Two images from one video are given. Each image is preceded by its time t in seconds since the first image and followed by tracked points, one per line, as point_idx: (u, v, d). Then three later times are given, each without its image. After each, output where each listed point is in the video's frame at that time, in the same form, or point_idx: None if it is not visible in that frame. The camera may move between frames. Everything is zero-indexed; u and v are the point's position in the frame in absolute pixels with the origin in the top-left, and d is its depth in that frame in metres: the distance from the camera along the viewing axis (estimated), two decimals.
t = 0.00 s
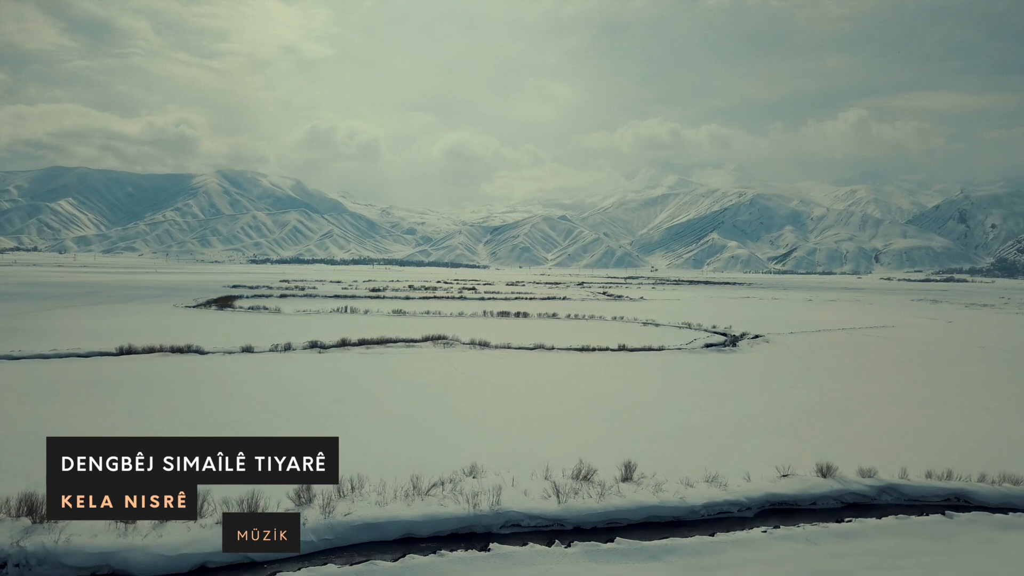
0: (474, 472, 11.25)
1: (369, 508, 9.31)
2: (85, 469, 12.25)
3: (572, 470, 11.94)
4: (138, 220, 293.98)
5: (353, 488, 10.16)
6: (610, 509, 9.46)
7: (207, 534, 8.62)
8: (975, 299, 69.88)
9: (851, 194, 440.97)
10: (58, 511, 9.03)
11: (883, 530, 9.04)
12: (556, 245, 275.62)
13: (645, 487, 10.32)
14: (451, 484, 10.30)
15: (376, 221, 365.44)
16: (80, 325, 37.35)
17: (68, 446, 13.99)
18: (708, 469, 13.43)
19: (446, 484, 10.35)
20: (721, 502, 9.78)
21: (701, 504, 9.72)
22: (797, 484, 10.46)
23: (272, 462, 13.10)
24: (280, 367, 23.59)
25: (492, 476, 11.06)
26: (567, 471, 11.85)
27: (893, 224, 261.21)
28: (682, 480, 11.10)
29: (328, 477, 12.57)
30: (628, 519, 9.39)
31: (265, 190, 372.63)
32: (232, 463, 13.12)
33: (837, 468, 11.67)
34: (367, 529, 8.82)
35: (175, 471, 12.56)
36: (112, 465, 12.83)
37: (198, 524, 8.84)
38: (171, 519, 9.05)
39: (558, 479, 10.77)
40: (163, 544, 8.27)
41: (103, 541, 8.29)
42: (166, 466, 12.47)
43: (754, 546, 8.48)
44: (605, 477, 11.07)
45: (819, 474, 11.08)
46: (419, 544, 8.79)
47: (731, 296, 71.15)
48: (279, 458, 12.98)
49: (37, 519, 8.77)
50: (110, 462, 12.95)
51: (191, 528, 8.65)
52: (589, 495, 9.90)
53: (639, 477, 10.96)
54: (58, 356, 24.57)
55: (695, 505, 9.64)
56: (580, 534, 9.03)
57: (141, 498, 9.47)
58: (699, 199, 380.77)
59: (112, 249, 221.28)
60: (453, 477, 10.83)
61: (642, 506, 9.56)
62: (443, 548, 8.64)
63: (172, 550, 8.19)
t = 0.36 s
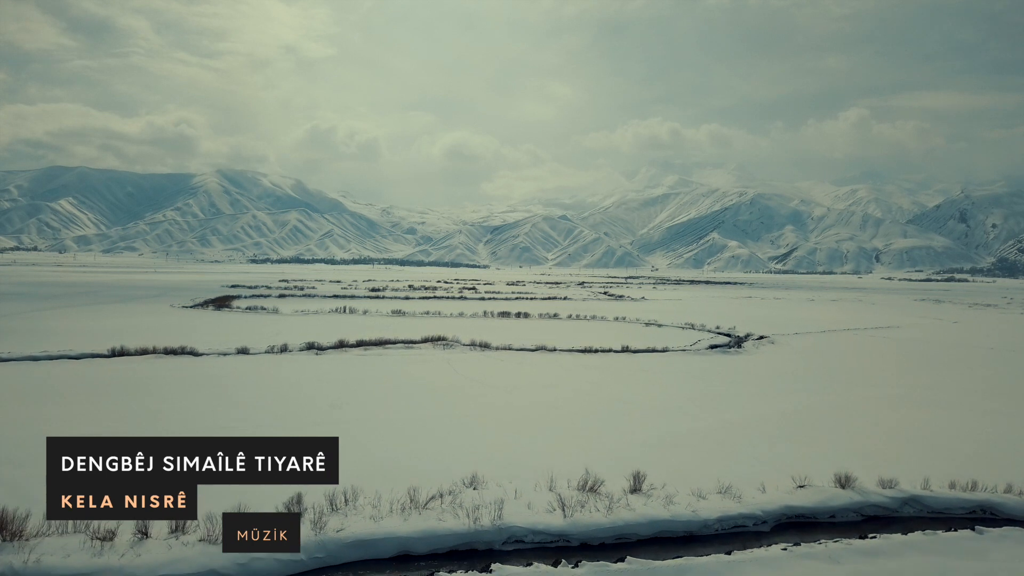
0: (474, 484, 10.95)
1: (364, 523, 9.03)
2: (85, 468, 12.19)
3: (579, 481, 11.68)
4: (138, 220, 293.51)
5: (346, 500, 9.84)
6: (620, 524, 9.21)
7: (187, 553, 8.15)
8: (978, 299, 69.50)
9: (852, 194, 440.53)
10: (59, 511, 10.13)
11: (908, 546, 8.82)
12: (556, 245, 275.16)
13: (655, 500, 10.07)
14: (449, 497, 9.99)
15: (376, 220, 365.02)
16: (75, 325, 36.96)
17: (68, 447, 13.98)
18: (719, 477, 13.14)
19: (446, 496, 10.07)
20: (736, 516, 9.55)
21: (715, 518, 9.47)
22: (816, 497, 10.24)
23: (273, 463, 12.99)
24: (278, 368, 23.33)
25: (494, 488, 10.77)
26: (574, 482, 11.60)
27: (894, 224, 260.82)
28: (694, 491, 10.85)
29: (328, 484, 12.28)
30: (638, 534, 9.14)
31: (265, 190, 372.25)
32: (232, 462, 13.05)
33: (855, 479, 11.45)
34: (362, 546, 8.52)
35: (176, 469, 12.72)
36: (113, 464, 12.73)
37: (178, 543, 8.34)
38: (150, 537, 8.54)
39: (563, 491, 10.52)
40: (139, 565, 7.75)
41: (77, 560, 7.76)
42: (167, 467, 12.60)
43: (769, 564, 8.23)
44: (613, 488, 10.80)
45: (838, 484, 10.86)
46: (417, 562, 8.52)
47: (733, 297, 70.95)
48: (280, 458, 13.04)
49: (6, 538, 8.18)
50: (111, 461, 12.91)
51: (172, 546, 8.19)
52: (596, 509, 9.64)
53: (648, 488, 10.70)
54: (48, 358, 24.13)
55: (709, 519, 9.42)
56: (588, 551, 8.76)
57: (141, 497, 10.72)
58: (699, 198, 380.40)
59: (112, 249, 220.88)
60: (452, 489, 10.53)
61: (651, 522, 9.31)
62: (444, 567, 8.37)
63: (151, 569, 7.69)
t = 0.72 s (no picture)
0: (475, 496, 10.63)
1: (356, 539, 8.72)
2: (86, 469, 12.01)
3: (588, 491, 11.40)
4: (138, 220, 293.36)
5: (337, 515, 9.56)
6: (629, 540, 8.94)
7: (165, 575, 7.78)
8: (980, 299, 69.31)
9: (852, 194, 440.54)
10: (58, 511, 10.50)
11: (934, 565, 8.54)
12: (556, 245, 275.08)
13: (666, 514, 9.79)
14: (447, 512, 9.69)
15: (376, 220, 364.97)
16: (72, 326, 36.66)
17: (68, 446, 13.82)
18: (727, 482, 12.87)
19: (445, 510, 9.78)
20: (753, 532, 9.27)
21: (731, 534, 9.18)
22: (835, 511, 9.98)
23: (273, 464, 12.97)
24: (276, 370, 23.03)
25: (495, 500, 10.46)
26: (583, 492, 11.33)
27: (894, 224, 260.60)
28: (707, 504, 10.60)
29: (329, 492, 12.02)
30: (649, 551, 8.87)
31: (265, 190, 372.15)
32: (232, 462, 12.98)
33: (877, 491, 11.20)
34: (355, 566, 8.21)
35: (176, 470, 12.62)
36: (113, 464, 12.53)
37: (157, 563, 7.98)
38: (127, 557, 8.14)
39: (567, 504, 10.20)
40: None
41: None
42: (167, 467, 12.51)
43: None
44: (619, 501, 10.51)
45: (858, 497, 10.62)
46: None
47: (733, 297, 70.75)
48: (280, 458, 13.07)
49: None
50: (112, 460, 12.74)
51: (149, 568, 7.82)
52: (605, 525, 9.35)
53: (657, 500, 10.43)
54: (38, 359, 23.71)
55: (724, 535, 9.12)
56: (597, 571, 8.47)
57: (141, 496, 10.91)
58: (699, 199, 380.32)
59: (112, 249, 220.74)
60: (451, 502, 10.23)
61: (663, 538, 9.03)
62: None
63: None
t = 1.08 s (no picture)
0: (476, 509, 10.36)
1: (346, 559, 8.42)
2: (85, 470, 11.73)
3: (597, 503, 11.15)
4: (138, 220, 293.14)
5: (329, 530, 9.24)
6: (640, 558, 8.66)
7: None
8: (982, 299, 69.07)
9: (852, 194, 440.24)
10: (58, 511, 10.38)
11: None
12: (556, 245, 274.85)
13: (678, 529, 9.52)
14: (445, 528, 9.41)
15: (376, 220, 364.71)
16: (67, 326, 36.31)
17: (67, 446, 13.62)
18: (735, 486, 12.63)
19: (443, 525, 9.51)
20: (771, 549, 9.03)
21: (747, 551, 8.94)
22: (856, 526, 9.75)
23: (272, 463, 12.86)
24: (274, 372, 22.69)
25: (497, 513, 10.20)
26: (592, 504, 11.07)
27: (895, 224, 260.36)
28: (720, 516, 10.35)
29: (331, 494, 11.84)
30: (662, 570, 8.60)
31: (265, 190, 372.04)
32: (232, 462, 12.82)
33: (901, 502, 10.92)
34: None
35: (176, 470, 12.42)
36: (112, 464, 12.27)
37: None
38: None
39: (573, 517, 9.93)
40: None
41: None
42: (167, 467, 12.33)
43: None
44: (628, 514, 10.25)
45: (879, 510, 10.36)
46: None
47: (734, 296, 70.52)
48: (280, 459, 12.96)
49: None
50: (111, 460, 12.51)
51: None
52: (615, 542, 9.07)
53: (669, 514, 10.17)
54: (27, 362, 23.26)
55: (740, 554, 8.87)
56: None
57: (141, 497, 10.83)
58: (699, 198, 380.02)
59: (111, 249, 220.47)
60: (451, 515, 9.97)
61: (675, 556, 8.78)
62: None
63: None
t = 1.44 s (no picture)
0: (477, 524, 10.01)
1: None
2: (85, 472, 11.52)
3: (604, 515, 10.84)
4: (138, 220, 293.10)
5: (323, 548, 8.94)
6: None
7: None
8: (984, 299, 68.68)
9: (852, 194, 439.76)
10: (58, 511, 10.27)
11: None
12: (556, 245, 274.62)
13: (692, 546, 9.23)
14: (447, 546, 9.08)
15: (376, 220, 364.46)
16: (65, 326, 36.15)
17: (66, 446, 13.48)
18: (742, 490, 12.44)
19: (441, 543, 9.19)
20: (791, 566, 8.76)
21: (765, 569, 8.64)
22: (881, 543, 9.46)
23: (273, 463, 12.71)
24: (274, 373, 22.45)
25: (499, 529, 9.88)
26: (599, 517, 10.76)
27: (895, 224, 259.81)
28: (734, 531, 10.06)
29: (331, 495, 11.70)
30: None
31: (265, 189, 371.97)
32: (232, 462, 12.64)
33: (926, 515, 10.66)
34: None
35: (175, 469, 12.27)
36: (112, 465, 12.03)
37: None
38: None
39: (580, 534, 9.59)
40: None
41: None
42: (167, 467, 12.18)
43: None
44: (638, 529, 9.97)
45: (904, 524, 10.09)
46: None
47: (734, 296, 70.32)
48: (280, 458, 12.79)
49: None
50: (111, 460, 12.29)
51: None
52: (624, 560, 8.75)
53: (682, 529, 9.89)
54: (17, 364, 22.99)
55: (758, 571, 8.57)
56: None
57: (141, 497, 10.71)
58: (699, 198, 379.64)
59: (111, 249, 220.31)
60: (451, 531, 9.64)
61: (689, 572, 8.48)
62: None
63: None
